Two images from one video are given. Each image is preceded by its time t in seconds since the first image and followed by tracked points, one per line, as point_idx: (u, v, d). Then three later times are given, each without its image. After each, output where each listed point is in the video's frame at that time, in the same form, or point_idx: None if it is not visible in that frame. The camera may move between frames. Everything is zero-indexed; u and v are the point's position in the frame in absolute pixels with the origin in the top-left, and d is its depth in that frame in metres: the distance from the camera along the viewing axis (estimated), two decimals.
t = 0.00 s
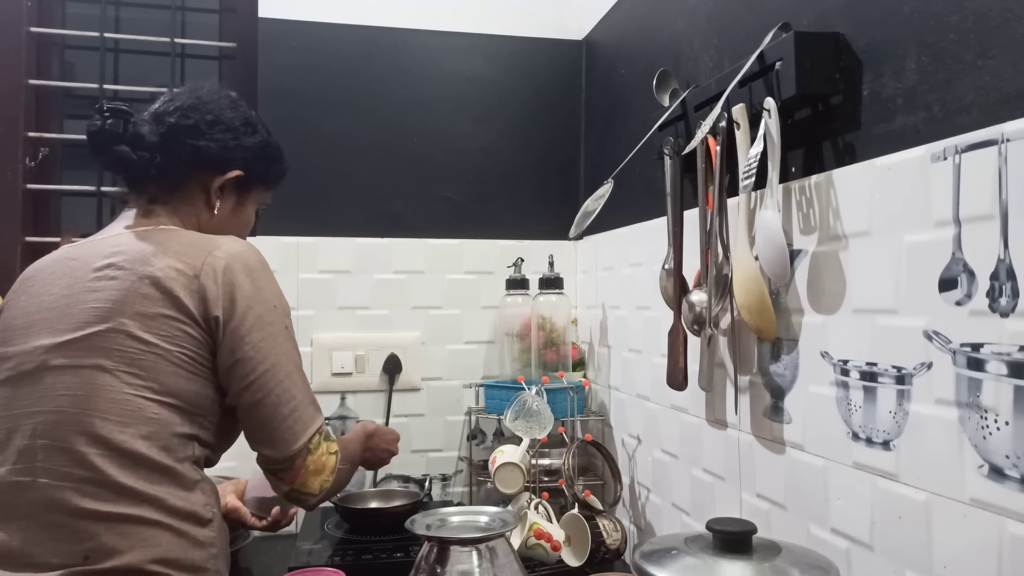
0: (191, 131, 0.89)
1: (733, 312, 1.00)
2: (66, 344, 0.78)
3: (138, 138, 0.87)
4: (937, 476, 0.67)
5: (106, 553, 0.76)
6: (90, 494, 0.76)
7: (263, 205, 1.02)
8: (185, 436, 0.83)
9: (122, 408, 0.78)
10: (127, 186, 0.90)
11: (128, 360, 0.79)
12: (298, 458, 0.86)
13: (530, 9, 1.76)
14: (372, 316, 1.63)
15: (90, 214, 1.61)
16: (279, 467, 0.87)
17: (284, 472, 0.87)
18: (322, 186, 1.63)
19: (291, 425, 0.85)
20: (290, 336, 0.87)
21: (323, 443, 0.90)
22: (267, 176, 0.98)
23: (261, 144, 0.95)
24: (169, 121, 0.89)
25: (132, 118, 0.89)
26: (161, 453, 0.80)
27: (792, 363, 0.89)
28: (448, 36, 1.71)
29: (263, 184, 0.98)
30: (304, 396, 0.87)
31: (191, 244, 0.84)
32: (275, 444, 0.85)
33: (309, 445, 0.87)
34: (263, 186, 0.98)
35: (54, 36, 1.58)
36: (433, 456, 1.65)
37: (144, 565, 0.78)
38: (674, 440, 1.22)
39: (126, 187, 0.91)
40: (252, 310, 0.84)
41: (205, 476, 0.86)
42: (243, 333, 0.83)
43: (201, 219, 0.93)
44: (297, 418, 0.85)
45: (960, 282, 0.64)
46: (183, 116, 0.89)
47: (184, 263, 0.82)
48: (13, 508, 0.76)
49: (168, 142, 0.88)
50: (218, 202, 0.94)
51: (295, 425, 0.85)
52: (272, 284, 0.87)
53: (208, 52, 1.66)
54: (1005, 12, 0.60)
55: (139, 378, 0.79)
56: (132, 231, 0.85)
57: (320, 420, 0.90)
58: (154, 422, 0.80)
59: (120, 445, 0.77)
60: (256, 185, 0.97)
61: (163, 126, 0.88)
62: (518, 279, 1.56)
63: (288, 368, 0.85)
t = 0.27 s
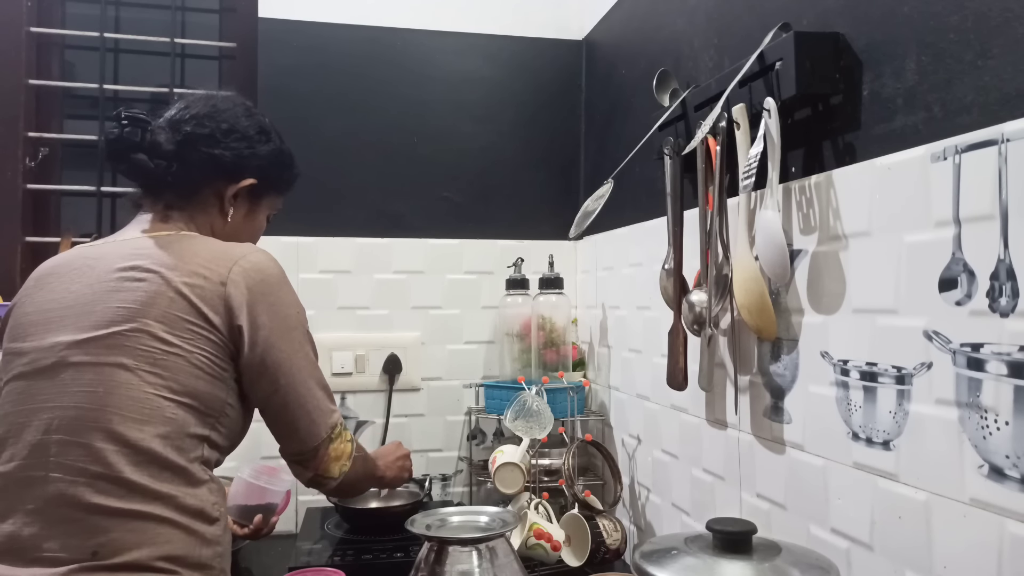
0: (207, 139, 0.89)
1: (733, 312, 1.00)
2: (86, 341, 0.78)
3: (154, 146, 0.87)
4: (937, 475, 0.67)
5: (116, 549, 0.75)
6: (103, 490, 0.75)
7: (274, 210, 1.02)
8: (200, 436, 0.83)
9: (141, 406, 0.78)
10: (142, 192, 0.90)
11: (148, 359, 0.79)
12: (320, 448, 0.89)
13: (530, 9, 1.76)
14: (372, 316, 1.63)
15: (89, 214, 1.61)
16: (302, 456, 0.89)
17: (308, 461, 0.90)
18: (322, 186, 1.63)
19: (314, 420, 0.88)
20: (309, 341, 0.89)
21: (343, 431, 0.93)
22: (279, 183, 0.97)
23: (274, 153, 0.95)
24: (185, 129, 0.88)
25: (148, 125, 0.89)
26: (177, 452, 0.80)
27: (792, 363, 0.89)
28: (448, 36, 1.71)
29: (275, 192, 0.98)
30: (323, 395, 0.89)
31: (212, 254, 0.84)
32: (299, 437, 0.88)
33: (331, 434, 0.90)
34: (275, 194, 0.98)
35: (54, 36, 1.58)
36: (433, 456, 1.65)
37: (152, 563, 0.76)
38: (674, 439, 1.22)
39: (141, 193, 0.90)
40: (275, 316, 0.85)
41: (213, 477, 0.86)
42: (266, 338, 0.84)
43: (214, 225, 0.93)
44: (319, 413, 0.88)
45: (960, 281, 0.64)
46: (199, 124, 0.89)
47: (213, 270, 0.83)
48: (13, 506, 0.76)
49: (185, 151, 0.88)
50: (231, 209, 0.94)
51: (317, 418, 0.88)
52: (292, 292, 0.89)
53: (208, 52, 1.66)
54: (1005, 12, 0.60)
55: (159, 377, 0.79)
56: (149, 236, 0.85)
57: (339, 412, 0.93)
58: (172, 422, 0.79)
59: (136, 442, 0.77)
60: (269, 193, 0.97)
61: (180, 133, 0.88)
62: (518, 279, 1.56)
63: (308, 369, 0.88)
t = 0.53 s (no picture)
0: (206, 141, 0.89)
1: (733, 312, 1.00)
2: (87, 341, 0.78)
3: (153, 147, 0.87)
4: (937, 475, 0.67)
5: (117, 548, 0.75)
6: (104, 488, 0.75)
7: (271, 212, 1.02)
8: (200, 435, 0.83)
9: (141, 405, 0.78)
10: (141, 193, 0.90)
11: (149, 358, 0.79)
12: (317, 444, 0.89)
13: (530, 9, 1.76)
14: (372, 316, 1.63)
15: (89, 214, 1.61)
16: (299, 453, 0.89)
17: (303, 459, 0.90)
18: (323, 186, 1.63)
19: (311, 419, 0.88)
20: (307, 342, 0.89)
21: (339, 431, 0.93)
22: (277, 186, 0.98)
23: (273, 156, 0.95)
24: (183, 131, 0.88)
25: (147, 127, 0.89)
26: (177, 451, 0.80)
27: (792, 363, 0.89)
28: (448, 36, 1.71)
29: (273, 194, 0.98)
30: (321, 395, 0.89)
31: (210, 255, 0.84)
32: (295, 436, 0.88)
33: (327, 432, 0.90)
34: (272, 196, 0.99)
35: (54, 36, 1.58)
36: (433, 455, 1.65)
37: (153, 562, 0.76)
38: (674, 439, 1.22)
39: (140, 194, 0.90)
40: (274, 316, 0.85)
41: (213, 475, 0.86)
42: (265, 338, 0.84)
43: (213, 227, 0.93)
44: (316, 412, 0.88)
45: (960, 281, 0.64)
46: (198, 127, 0.89)
47: (215, 271, 0.83)
48: (13, 506, 0.76)
49: (183, 153, 0.88)
50: (229, 210, 0.94)
51: (314, 418, 0.88)
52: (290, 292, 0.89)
53: (208, 52, 1.66)
54: (1005, 12, 0.60)
55: (159, 376, 0.79)
56: (148, 238, 0.85)
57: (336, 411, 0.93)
58: (172, 421, 0.79)
59: (137, 441, 0.77)
60: (267, 194, 0.97)
61: (178, 136, 0.88)
62: (518, 279, 1.56)
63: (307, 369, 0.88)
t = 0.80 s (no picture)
0: (183, 131, 0.88)
1: (733, 312, 0.99)
2: (67, 343, 0.78)
3: (128, 138, 0.87)
4: (937, 475, 0.67)
5: (107, 551, 0.76)
6: (91, 492, 0.76)
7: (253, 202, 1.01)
8: (187, 435, 0.83)
9: (125, 407, 0.77)
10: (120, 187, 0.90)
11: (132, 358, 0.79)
12: (298, 451, 0.87)
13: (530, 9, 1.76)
14: (372, 316, 1.63)
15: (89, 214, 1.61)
16: (280, 461, 0.87)
17: (286, 466, 0.88)
18: (322, 186, 1.63)
19: (292, 422, 0.86)
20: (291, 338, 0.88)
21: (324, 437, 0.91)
22: (257, 175, 0.97)
23: (251, 144, 0.95)
24: (160, 121, 0.88)
25: (122, 117, 0.88)
26: (163, 451, 0.80)
27: (792, 363, 0.89)
28: (448, 36, 1.71)
29: (254, 184, 0.98)
30: (305, 395, 0.87)
31: (187, 247, 0.83)
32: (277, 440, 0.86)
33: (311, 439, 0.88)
34: (254, 186, 0.98)
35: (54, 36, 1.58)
36: (433, 455, 1.65)
37: (145, 563, 0.77)
38: (674, 439, 1.22)
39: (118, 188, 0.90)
40: (255, 312, 0.84)
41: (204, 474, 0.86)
42: (246, 334, 0.83)
43: (192, 219, 0.93)
44: (299, 415, 0.86)
45: (960, 281, 0.64)
46: (174, 116, 0.88)
47: (190, 265, 0.82)
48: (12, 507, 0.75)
49: (160, 143, 0.87)
50: (209, 202, 0.94)
51: (297, 421, 0.86)
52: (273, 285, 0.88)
53: (208, 52, 1.66)
54: (1005, 12, 0.60)
55: (143, 376, 0.79)
56: (124, 233, 0.84)
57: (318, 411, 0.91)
58: (158, 421, 0.79)
59: (122, 444, 0.77)
60: (248, 185, 0.97)
61: (154, 126, 0.88)
62: (518, 279, 1.56)
63: (290, 367, 0.86)
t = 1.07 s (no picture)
0: (143, 114, 0.86)
1: (733, 312, 0.99)
2: (15, 351, 0.77)
3: (84, 121, 0.85)
4: (937, 475, 0.67)
5: (75, 562, 0.77)
6: (54, 502, 0.77)
7: (226, 192, 0.98)
8: (146, 435, 0.83)
9: (75, 414, 0.77)
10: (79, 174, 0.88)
11: (81, 363, 0.78)
12: (254, 448, 0.81)
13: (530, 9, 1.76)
14: (372, 316, 1.63)
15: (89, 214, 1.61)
16: (232, 459, 0.81)
17: (238, 467, 0.81)
18: (322, 186, 1.63)
19: (243, 415, 0.80)
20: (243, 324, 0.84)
21: (282, 434, 0.84)
22: (225, 161, 0.93)
23: (220, 127, 0.92)
24: (120, 103, 0.86)
25: (81, 101, 0.86)
26: (121, 455, 0.80)
27: (792, 363, 0.89)
28: (448, 36, 1.71)
29: (224, 170, 0.94)
30: (257, 385, 0.82)
31: (129, 233, 0.80)
32: (227, 435, 0.80)
33: (266, 436, 0.82)
34: (223, 174, 0.94)
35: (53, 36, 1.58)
36: (433, 455, 1.65)
37: (115, 571, 0.79)
38: (674, 439, 1.22)
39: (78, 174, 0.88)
40: (199, 298, 0.80)
41: (172, 472, 0.87)
42: (190, 322, 0.80)
43: (154, 207, 0.90)
44: (251, 407, 0.81)
45: (960, 281, 0.64)
46: (135, 99, 0.86)
47: (128, 253, 0.79)
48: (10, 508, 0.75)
49: (118, 126, 0.85)
50: (172, 187, 0.90)
51: (248, 414, 0.80)
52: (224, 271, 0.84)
53: (208, 52, 1.66)
54: (1005, 12, 0.60)
55: (93, 380, 0.78)
56: (74, 225, 0.82)
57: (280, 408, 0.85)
58: (112, 425, 0.79)
59: (77, 452, 0.77)
60: (217, 171, 0.93)
61: (113, 109, 0.86)
62: (518, 279, 1.56)
63: (239, 356, 0.81)
